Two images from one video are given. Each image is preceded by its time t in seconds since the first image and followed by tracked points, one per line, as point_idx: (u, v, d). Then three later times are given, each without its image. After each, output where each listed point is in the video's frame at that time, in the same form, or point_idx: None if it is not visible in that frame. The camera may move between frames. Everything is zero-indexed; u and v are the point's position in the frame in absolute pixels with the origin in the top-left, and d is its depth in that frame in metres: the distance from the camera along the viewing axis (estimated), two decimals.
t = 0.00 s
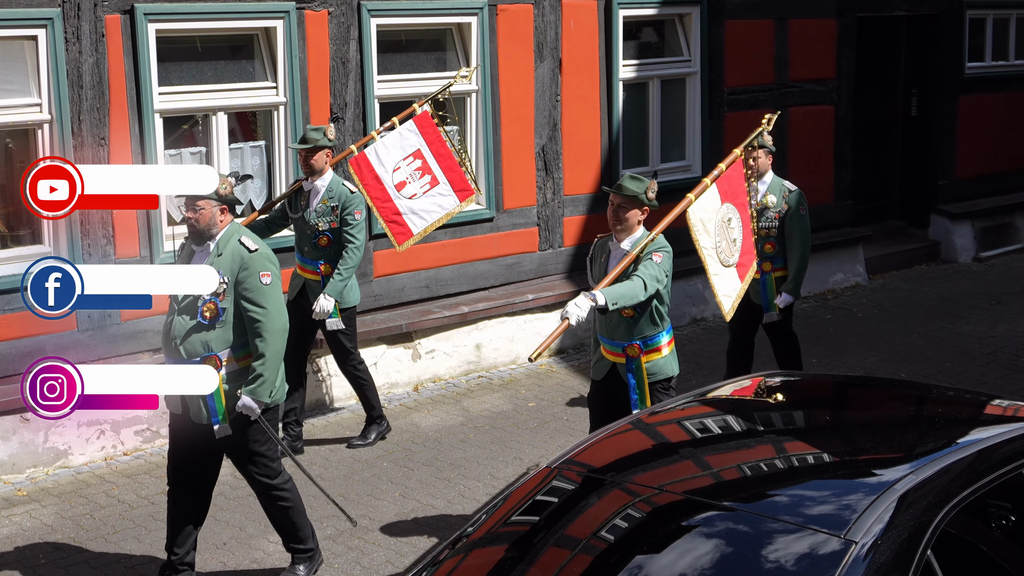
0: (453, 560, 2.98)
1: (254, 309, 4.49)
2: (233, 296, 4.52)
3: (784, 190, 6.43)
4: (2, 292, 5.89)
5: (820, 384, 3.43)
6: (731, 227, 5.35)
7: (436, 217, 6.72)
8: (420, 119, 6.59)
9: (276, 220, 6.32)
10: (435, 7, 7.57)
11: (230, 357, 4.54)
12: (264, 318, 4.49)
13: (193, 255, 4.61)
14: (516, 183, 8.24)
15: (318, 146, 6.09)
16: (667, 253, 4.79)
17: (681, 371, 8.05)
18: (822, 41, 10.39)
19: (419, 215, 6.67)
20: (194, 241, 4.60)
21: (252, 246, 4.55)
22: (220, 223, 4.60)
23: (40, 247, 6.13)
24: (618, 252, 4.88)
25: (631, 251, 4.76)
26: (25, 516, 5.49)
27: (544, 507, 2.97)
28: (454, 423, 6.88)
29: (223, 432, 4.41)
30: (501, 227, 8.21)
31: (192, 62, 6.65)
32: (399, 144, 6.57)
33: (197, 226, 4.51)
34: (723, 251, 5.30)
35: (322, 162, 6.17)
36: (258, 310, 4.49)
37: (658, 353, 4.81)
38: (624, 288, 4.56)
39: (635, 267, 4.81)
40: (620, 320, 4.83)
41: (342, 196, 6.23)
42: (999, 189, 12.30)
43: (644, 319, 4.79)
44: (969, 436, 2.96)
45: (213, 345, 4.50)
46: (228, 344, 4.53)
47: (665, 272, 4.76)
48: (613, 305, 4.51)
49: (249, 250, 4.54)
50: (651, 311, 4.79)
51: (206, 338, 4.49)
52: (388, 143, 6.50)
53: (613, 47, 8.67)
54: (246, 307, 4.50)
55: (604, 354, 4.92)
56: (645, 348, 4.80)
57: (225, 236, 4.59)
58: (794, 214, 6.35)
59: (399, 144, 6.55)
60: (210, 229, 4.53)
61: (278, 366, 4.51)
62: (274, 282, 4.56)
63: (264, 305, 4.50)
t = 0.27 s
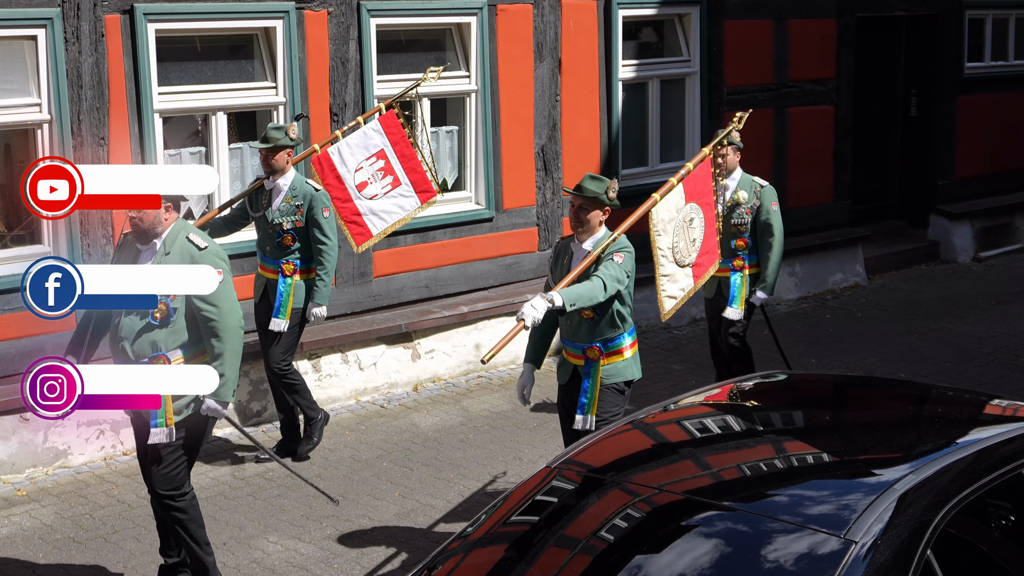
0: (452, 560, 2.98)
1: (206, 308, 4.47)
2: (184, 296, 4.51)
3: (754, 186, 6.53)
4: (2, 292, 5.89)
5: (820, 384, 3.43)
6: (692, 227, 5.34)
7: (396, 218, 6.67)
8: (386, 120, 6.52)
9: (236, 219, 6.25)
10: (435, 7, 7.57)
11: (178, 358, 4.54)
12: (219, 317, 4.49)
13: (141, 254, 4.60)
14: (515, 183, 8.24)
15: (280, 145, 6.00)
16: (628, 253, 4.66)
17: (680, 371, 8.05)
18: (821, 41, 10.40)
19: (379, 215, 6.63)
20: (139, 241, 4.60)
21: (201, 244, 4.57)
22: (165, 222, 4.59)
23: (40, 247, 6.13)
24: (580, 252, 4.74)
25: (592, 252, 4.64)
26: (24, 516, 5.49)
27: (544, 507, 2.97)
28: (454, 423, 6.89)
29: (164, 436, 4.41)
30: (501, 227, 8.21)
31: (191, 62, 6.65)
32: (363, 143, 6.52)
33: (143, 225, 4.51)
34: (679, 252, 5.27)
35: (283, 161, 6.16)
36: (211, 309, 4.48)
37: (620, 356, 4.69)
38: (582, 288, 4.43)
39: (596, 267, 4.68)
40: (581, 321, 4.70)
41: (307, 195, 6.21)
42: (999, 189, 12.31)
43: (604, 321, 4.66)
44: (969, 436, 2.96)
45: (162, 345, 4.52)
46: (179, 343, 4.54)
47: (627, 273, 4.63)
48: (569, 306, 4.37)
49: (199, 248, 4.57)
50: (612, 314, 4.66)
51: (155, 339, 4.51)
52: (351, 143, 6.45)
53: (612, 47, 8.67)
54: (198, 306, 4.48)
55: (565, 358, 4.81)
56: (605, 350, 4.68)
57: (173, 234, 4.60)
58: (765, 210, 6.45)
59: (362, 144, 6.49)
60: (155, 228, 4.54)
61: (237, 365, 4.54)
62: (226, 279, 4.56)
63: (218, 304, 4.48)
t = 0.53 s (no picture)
0: (454, 560, 2.98)
1: (158, 333, 4.33)
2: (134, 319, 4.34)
3: (727, 198, 6.37)
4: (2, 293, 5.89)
5: (821, 384, 3.44)
6: (656, 238, 5.34)
7: (362, 226, 6.76)
8: (357, 130, 6.57)
9: (202, 228, 6.14)
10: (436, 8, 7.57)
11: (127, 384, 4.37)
12: (169, 344, 4.34)
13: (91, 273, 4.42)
14: (516, 183, 8.24)
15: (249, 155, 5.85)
16: (595, 265, 4.55)
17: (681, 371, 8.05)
18: (822, 41, 10.40)
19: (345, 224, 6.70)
20: (89, 258, 4.41)
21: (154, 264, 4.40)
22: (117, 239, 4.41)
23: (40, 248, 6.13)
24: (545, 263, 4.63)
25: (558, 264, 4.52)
26: (25, 516, 5.49)
27: (545, 508, 2.97)
28: (454, 423, 6.89)
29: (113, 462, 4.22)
30: (501, 227, 8.21)
31: (192, 63, 6.65)
32: (334, 153, 6.56)
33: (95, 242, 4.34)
34: (639, 261, 5.26)
35: (251, 171, 5.93)
36: (162, 333, 4.33)
37: (585, 370, 4.60)
38: (547, 303, 4.31)
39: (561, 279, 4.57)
40: (545, 334, 4.64)
41: (276, 206, 6.00)
42: (999, 189, 12.31)
43: (569, 334, 4.59)
44: (970, 437, 2.96)
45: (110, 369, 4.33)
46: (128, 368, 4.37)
47: (593, 285, 4.53)
48: (533, 319, 4.24)
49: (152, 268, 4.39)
50: (577, 328, 4.58)
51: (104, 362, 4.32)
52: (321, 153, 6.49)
53: (613, 47, 8.67)
54: (149, 330, 4.33)
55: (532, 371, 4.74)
56: (570, 364, 4.60)
57: (126, 252, 4.41)
58: (739, 223, 6.30)
59: (333, 154, 6.53)
60: (104, 246, 4.37)
61: (190, 393, 4.32)
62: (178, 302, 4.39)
63: (169, 329, 4.34)
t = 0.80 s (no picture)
0: (455, 560, 2.99)
1: (101, 338, 4.20)
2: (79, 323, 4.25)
3: (702, 200, 6.25)
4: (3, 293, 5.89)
5: (823, 384, 3.44)
6: (635, 244, 5.34)
7: (343, 227, 6.54)
8: (334, 126, 6.31)
9: (175, 229, 6.03)
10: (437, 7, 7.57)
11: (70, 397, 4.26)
12: (112, 350, 4.21)
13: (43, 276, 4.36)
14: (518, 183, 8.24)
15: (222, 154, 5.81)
16: (564, 269, 4.43)
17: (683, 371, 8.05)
18: (823, 41, 10.40)
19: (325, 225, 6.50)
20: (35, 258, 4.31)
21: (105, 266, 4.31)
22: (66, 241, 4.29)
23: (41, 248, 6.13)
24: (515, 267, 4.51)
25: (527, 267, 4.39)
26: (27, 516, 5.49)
27: (547, 508, 2.97)
28: (456, 423, 6.89)
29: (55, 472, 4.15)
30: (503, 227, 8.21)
31: (193, 63, 6.65)
32: (311, 152, 6.31)
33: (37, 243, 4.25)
34: (621, 270, 5.28)
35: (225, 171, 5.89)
36: (105, 338, 4.21)
37: (555, 375, 4.49)
38: (514, 307, 4.18)
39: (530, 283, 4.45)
40: (514, 340, 4.50)
41: (247, 208, 5.91)
42: (1001, 189, 12.31)
43: (540, 339, 4.48)
44: (972, 437, 2.96)
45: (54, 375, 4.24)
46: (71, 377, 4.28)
47: (562, 291, 4.40)
48: (500, 323, 4.11)
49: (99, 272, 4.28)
50: (547, 332, 4.48)
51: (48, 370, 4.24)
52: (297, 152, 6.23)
53: (614, 47, 8.68)
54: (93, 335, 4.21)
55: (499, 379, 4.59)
56: (540, 369, 4.47)
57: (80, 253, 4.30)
58: (712, 225, 6.21)
59: (310, 153, 6.28)
60: (50, 248, 4.26)
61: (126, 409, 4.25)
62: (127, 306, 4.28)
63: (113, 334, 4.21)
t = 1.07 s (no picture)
0: (455, 560, 2.99)
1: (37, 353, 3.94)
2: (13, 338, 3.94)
3: (666, 207, 6.09)
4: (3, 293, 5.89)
5: (822, 384, 3.44)
6: (605, 252, 5.17)
7: (318, 235, 6.05)
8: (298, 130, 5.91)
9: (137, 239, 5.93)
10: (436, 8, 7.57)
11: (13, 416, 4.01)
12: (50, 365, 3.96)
13: None
14: (517, 183, 8.24)
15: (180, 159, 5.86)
16: (521, 280, 4.24)
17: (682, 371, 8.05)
18: (822, 41, 10.41)
19: (298, 233, 6.01)
20: None
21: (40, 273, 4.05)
22: None
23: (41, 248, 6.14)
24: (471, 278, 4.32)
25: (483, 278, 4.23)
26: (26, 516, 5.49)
27: (546, 507, 2.98)
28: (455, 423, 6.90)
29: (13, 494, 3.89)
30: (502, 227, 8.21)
31: (193, 63, 6.65)
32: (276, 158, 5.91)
33: None
34: (594, 279, 5.10)
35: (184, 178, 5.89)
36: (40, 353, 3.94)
37: (518, 389, 4.31)
38: (468, 319, 4.00)
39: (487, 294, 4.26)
40: (473, 353, 4.32)
41: (207, 215, 5.87)
42: (1000, 189, 12.32)
43: (499, 351, 4.30)
44: (971, 436, 2.97)
45: None
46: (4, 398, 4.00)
47: (519, 301, 4.21)
48: (453, 336, 3.92)
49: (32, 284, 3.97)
50: (505, 343, 4.30)
51: None
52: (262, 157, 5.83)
53: (613, 47, 8.68)
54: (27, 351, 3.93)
55: (459, 394, 4.39)
56: (501, 383, 4.29)
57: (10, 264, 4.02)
58: (676, 232, 6.06)
59: (275, 158, 5.89)
60: None
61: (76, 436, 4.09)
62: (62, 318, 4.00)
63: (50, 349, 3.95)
